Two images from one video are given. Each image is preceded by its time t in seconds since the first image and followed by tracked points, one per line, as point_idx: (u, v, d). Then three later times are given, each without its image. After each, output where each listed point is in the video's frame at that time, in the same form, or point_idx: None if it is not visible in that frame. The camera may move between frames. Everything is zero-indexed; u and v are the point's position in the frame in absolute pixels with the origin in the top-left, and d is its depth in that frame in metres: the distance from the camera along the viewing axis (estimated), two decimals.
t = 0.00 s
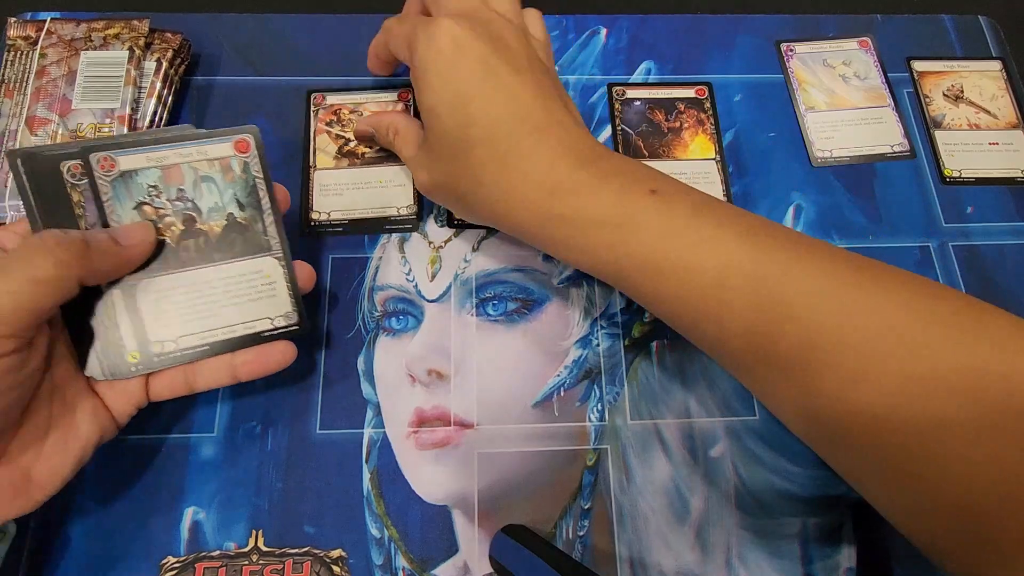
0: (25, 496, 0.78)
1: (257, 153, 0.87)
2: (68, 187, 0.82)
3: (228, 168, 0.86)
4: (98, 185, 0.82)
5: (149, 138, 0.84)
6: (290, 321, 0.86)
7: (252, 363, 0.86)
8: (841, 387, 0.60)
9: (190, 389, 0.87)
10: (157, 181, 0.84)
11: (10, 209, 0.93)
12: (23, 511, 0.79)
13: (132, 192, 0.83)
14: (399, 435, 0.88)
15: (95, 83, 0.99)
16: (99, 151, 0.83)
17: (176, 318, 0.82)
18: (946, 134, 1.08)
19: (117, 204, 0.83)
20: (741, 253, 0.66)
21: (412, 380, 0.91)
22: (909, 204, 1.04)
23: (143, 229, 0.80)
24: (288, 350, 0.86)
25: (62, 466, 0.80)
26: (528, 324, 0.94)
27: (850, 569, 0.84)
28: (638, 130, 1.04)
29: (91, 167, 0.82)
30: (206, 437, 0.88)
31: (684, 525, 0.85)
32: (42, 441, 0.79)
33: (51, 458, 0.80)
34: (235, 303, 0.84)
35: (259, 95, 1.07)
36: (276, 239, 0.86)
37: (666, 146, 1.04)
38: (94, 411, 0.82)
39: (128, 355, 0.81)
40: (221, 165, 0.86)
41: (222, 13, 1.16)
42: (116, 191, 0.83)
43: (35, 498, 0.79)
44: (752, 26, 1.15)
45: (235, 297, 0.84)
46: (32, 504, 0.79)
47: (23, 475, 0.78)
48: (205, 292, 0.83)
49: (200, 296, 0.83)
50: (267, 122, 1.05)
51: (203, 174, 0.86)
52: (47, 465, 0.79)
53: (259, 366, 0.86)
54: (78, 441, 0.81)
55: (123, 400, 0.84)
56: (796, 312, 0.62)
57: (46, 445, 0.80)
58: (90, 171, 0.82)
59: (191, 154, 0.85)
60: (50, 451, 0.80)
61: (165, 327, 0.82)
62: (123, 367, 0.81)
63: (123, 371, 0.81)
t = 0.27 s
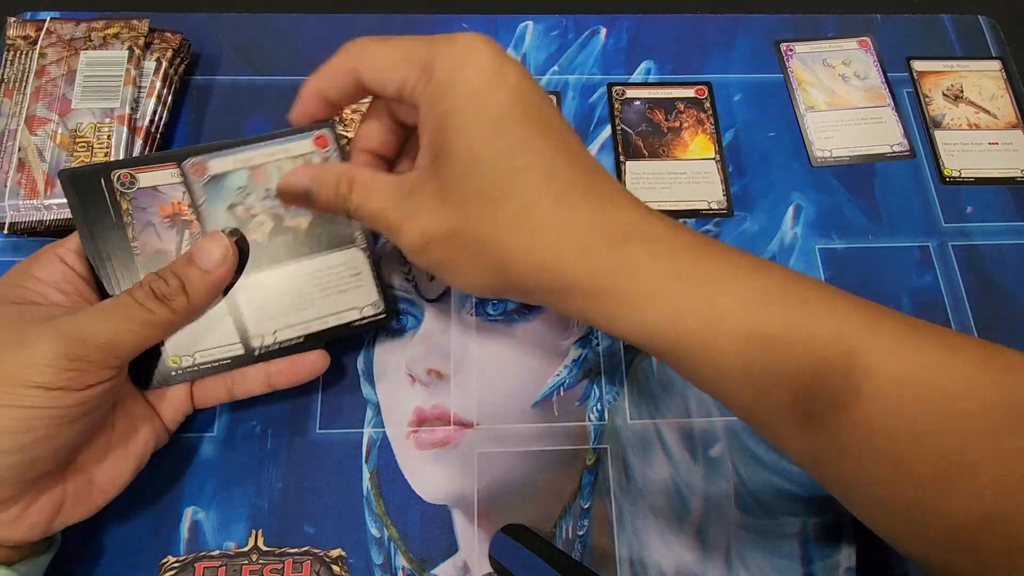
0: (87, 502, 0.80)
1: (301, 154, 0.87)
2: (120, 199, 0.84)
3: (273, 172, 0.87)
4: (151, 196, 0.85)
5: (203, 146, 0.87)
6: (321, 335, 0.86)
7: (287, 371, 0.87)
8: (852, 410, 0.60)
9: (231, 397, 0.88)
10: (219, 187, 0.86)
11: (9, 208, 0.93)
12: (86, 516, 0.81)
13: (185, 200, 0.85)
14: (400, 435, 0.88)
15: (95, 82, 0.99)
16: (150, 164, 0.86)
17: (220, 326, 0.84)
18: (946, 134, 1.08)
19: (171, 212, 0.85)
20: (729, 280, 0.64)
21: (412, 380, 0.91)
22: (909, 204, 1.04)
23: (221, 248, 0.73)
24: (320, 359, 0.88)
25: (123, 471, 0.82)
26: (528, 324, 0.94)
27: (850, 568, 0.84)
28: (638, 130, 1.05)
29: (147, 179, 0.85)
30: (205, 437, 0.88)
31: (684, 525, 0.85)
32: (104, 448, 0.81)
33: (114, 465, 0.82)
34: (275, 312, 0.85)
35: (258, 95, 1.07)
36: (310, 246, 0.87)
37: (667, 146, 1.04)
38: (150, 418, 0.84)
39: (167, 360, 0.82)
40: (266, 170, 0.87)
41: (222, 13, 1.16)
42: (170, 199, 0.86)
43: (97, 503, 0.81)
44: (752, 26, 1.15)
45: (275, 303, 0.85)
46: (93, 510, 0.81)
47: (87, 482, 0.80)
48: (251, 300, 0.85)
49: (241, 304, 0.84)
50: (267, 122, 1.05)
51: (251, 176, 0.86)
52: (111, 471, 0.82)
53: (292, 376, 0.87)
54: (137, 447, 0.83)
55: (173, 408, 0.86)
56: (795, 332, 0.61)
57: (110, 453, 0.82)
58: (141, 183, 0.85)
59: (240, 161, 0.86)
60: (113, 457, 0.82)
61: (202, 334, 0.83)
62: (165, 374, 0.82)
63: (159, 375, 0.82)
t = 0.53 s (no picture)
0: (87, 502, 0.79)
1: (279, 170, 0.89)
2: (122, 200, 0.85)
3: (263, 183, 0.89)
4: (158, 199, 0.86)
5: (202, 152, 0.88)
6: (311, 338, 0.87)
7: (292, 374, 0.87)
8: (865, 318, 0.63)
9: (235, 397, 0.88)
10: (457, 68, 1.01)
11: (9, 208, 0.93)
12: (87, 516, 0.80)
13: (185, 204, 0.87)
14: (399, 435, 0.88)
15: (95, 82, 0.99)
16: (153, 167, 0.86)
17: (222, 327, 0.85)
18: (946, 134, 1.08)
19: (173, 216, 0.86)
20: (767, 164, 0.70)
21: (412, 379, 0.91)
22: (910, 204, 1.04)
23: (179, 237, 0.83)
24: (325, 360, 0.87)
25: (121, 469, 0.81)
26: (528, 324, 0.94)
27: (850, 568, 0.84)
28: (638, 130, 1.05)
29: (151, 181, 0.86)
30: (205, 437, 0.88)
31: (685, 525, 0.85)
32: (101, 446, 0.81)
33: (110, 464, 0.81)
34: (275, 315, 0.86)
35: (258, 95, 1.07)
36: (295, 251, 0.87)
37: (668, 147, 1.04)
38: (146, 417, 0.84)
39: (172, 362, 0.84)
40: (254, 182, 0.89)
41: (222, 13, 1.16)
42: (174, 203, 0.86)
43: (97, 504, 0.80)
44: (751, 26, 1.15)
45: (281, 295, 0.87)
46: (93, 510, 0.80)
47: (84, 481, 0.79)
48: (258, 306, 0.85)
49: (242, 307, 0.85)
50: (267, 122, 1.05)
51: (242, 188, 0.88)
52: (107, 470, 0.81)
53: (295, 376, 0.87)
54: (134, 445, 0.83)
55: (173, 409, 0.85)
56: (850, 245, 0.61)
57: (105, 450, 0.81)
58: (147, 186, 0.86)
59: (232, 171, 0.88)
60: (109, 455, 0.81)
61: (205, 337, 0.84)
62: (162, 373, 0.83)
63: (159, 379, 0.84)
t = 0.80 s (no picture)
0: (96, 511, 0.80)
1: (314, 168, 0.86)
2: (134, 212, 0.82)
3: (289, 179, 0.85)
4: (197, 201, 0.83)
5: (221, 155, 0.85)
6: (351, 339, 0.85)
7: (303, 382, 0.87)
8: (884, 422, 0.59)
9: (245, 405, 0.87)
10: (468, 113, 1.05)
11: (10, 209, 0.93)
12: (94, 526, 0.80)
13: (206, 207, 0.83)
14: (400, 435, 0.88)
15: (95, 83, 0.99)
16: (163, 173, 0.83)
17: (245, 336, 0.82)
18: (946, 134, 1.08)
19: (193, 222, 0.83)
20: (766, 257, 0.59)
21: (413, 380, 0.91)
22: (910, 204, 1.04)
23: (221, 255, 0.79)
24: (338, 367, 0.87)
25: (131, 480, 0.82)
26: (528, 324, 0.94)
27: (850, 568, 0.84)
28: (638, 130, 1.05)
29: (167, 189, 0.83)
30: (205, 437, 0.88)
31: (685, 525, 0.85)
32: (112, 457, 0.81)
33: (121, 474, 0.81)
34: (303, 319, 0.84)
35: (258, 95, 1.07)
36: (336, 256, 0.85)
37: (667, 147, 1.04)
38: (158, 427, 0.84)
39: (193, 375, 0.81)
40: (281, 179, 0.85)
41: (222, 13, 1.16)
42: (196, 210, 0.83)
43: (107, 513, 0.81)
44: (752, 26, 1.15)
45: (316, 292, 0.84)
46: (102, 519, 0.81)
47: (93, 491, 0.80)
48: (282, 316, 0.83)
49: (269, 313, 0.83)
50: (267, 122, 1.05)
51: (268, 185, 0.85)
52: (117, 482, 0.81)
53: (308, 386, 0.87)
54: (145, 456, 0.83)
55: (184, 418, 0.86)
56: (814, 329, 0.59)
57: (117, 462, 0.81)
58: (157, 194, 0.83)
59: (256, 170, 0.85)
60: (120, 466, 0.81)
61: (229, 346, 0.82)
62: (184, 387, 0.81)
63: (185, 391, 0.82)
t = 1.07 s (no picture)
0: (131, 529, 0.80)
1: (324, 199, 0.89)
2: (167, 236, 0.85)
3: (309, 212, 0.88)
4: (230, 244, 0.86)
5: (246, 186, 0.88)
6: (359, 369, 0.86)
7: (329, 409, 0.87)
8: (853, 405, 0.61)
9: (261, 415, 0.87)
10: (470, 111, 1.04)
11: (10, 209, 0.93)
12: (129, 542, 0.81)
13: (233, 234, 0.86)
14: (400, 435, 0.88)
15: (95, 83, 0.99)
16: (197, 202, 0.87)
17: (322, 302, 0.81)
18: (946, 134, 1.08)
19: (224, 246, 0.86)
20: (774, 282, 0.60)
21: (413, 380, 0.91)
22: (910, 203, 1.04)
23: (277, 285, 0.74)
24: (365, 399, 0.87)
25: (165, 499, 0.82)
26: (528, 324, 0.94)
27: (850, 569, 0.84)
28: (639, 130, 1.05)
29: (197, 217, 0.86)
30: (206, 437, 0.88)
31: (685, 526, 0.85)
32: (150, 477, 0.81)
33: (156, 493, 0.81)
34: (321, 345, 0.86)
35: (258, 96, 1.07)
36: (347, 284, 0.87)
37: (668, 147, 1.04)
38: (192, 449, 0.84)
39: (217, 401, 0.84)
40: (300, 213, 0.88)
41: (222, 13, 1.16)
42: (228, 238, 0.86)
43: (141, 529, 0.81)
44: (752, 26, 1.15)
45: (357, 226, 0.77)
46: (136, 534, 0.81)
47: (128, 510, 0.80)
48: (358, 277, 0.80)
49: (292, 340, 0.85)
50: (267, 123, 1.05)
51: (289, 216, 0.88)
52: (154, 500, 0.81)
53: (333, 413, 0.87)
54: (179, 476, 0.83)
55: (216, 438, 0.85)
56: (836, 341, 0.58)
57: (152, 482, 0.81)
58: (191, 223, 0.86)
59: (275, 201, 0.88)
60: (158, 486, 0.82)
61: (252, 372, 0.84)
62: (207, 409, 0.84)
63: (210, 414, 0.84)
